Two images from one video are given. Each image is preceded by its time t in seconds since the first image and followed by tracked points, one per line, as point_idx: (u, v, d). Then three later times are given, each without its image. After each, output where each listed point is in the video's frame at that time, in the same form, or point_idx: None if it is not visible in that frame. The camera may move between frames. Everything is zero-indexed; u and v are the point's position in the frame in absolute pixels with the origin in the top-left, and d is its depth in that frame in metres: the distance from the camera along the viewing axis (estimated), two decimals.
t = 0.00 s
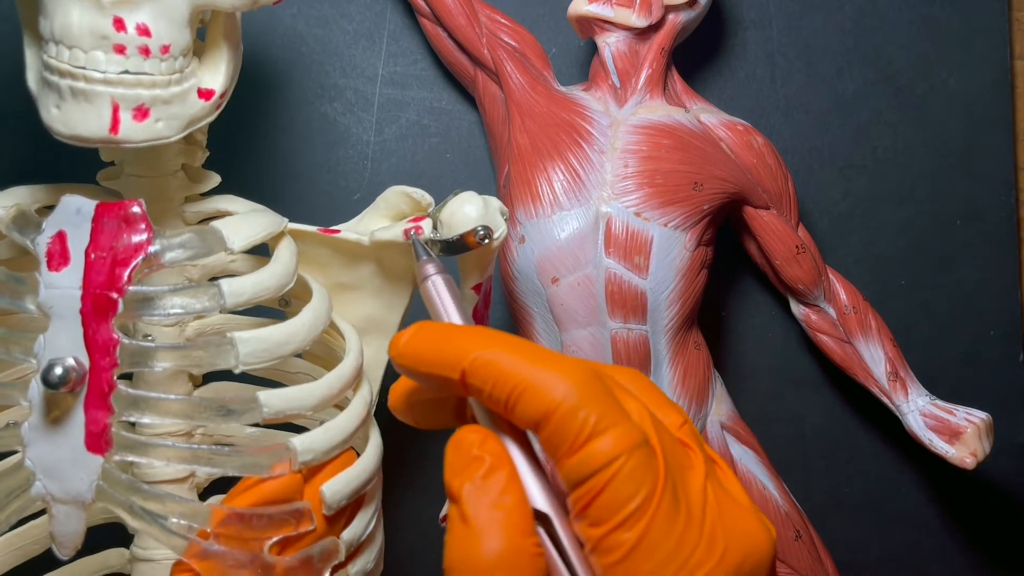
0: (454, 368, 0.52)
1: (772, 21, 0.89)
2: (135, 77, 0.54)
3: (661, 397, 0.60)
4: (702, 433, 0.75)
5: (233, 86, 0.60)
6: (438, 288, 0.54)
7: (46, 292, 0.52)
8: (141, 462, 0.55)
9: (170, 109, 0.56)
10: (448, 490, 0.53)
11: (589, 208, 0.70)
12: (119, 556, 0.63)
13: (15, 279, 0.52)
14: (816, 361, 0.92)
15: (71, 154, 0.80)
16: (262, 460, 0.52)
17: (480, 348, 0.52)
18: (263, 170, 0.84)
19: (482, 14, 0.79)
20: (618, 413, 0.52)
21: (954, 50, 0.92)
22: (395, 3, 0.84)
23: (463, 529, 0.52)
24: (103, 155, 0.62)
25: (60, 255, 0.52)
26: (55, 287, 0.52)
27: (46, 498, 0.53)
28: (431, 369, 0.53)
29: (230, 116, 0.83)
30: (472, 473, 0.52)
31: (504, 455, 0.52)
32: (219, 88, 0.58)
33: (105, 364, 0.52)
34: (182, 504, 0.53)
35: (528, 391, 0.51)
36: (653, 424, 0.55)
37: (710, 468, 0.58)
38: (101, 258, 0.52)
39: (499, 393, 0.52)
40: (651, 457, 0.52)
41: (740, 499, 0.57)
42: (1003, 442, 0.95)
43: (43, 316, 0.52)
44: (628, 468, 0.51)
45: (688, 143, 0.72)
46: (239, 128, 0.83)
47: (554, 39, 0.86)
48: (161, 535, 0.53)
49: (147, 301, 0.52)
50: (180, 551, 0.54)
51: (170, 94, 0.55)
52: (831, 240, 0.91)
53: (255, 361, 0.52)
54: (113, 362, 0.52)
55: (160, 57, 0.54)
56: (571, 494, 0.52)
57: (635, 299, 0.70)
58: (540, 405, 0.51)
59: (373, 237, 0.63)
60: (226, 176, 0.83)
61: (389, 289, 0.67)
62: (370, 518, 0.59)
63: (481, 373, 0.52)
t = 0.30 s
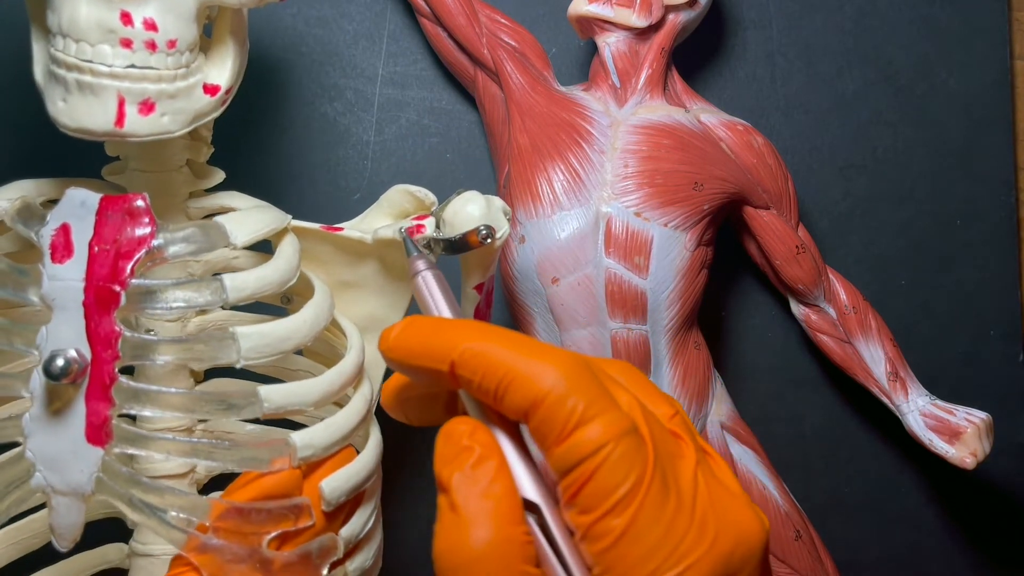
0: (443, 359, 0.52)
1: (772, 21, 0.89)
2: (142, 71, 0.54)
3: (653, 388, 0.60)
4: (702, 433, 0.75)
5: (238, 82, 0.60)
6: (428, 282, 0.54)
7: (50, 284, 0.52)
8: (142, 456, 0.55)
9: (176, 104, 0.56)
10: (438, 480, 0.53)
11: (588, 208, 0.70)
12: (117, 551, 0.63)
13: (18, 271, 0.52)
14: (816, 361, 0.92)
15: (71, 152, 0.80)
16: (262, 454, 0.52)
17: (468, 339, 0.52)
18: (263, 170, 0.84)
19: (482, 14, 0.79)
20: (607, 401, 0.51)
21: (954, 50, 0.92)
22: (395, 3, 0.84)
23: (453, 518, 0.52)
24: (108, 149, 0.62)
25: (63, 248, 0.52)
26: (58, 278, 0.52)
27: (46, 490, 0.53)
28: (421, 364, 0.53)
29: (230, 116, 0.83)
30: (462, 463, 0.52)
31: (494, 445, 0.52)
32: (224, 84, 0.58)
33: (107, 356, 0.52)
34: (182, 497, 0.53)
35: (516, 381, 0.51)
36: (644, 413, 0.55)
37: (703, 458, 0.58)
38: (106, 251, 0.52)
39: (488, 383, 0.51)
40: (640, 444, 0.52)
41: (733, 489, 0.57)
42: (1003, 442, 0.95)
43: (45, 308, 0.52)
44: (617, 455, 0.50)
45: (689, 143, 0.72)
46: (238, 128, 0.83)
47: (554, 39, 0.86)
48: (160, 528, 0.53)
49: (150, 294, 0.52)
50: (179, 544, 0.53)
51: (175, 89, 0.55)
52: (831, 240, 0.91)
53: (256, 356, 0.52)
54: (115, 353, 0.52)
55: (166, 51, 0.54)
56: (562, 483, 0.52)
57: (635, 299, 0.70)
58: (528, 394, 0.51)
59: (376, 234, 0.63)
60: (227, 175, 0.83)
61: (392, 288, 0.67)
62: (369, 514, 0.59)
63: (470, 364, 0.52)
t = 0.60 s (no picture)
0: (444, 341, 0.52)
1: (772, 21, 0.89)
2: (135, 64, 0.54)
3: (654, 372, 0.60)
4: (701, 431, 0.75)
5: (232, 77, 0.60)
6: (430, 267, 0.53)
7: (45, 273, 0.52)
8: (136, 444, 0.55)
9: (169, 97, 0.56)
10: (442, 461, 0.53)
11: (588, 208, 0.70)
12: (116, 546, 0.63)
13: (14, 260, 0.53)
14: (816, 361, 0.92)
15: (70, 152, 0.80)
16: (255, 441, 0.52)
17: (469, 322, 0.52)
18: (263, 170, 0.84)
19: (482, 14, 0.79)
20: (608, 383, 0.51)
21: (954, 50, 0.92)
22: (395, 3, 0.84)
23: (456, 497, 0.52)
24: (105, 146, 0.62)
25: (59, 238, 0.53)
26: (53, 268, 0.52)
27: (40, 476, 0.53)
28: (425, 345, 0.53)
29: (229, 115, 0.83)
30: (464, 443, 0.52)
31: (495, 425, 0.52)
32: (218, 78, 0.59)
33: (100, 343, 0.52)
34: (175, 483, 0.53)
35: (518, 362, 0.51)
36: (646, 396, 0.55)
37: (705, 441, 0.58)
38: (100, 240, 0.53)
39: (492, 364, 0.51)
40: (642, 425, 0.52)
41: (735, 473, 0.57)
42: (1003, 442, 0.95)
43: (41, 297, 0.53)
44: (618, 435, 0.50)
45: (688, 142, 0.72)
46: (238, 128, 0.83)
47: (554, 38, 0.86)
48: (153, 514, 0.52)
49: (144, 283, 0.52)
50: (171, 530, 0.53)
51: (169, 82, 0.55)
52: (831, 240, 0.91)
53: (248, 345, 0.53)
54: (108, 341, 0.52)
55: (160, 45, 0.54)
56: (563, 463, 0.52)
57: (635, 299, 0.70)
58: (529, 375, 0.51)
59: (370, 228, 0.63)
60: (226, 175, 0.83)
61: (386, 282, 0.68)
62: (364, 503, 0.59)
63: (473, 346, 0.52)
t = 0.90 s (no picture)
0: (458, 341, 0.52)
1: (773, 21, 0.89)
2: (139, 60, 0.54)
3: (665, 373, 0.60)
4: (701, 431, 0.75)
5: (236, 74, 0.60)
6: (444, 266, 0.54)
7: (46, 264, 0.53)
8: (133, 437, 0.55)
9: (172, 93, 0.56)
10: (453, 459, 0.53)
11: (589, 208, 0.70)
12: (118, 541, 0.63)
13: (18, 252, 0.53)
14: (816, 362, 0.92)
15: (68, 151, 0.80)
16: (249, 434, 0.52)
17: (483, 321, 0.52)
18: (262, 170, 0.84)
19: (482, 14, 0.79)
20: (622, 385, 0.52)
21: (954, 50, 0.92)
22: (395, 3, 0.84)
23: (467, 496, 0.52)
24: (113, 143, 0.62)
25: (61, 230, 0.53)
26: (54, 259, 0.53)
27: (37, 465, 0.53)
28: (437, 344, 0.53)
29: (229, 115, 0.83)
30: (477, 442, 0.52)
31: (508, 424, 0.52)
32: (222, 75, 0.58)
33: (99, 334, 0.52)
34: (169, 475, 0.52)
35: (532, 362, 0.51)
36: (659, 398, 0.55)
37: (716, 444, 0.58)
38: (100, 232, 0.53)
39: (505, 364, 0.51)
40: (655, 426, 0.52)
41: (745, 475, 0.57)
42: (1003, 442, 0.95)
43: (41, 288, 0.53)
44: (631, 436, 0.50)
45: (689, 143, 0.72)
46: (238, 128, 0.83)
47: (554, 38, 0.86)
48: (147, 506, 0.52)
49: (143, 275, 0.52)
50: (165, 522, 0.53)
51: (172, 78, 0.55)
52: (831, 240, 0.91)
53: (247, 338, 0.52)
54: (106, 332, 0.52)
55: (163, 41, 0.54)
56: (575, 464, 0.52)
57: (635, 299, 0.70)
58: (543, 376, 0.51)
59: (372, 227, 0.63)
60: (226, 175, 0.83)
61: (388, 281, 0.67)
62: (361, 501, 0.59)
63: (486, 345, 0.51)
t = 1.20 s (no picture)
0: (442, 346, 0.52)
1: (773, 21, 0.89)
2: (126, 57, 0.54)
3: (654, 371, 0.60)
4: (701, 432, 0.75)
5: (226, 74, 0.60)
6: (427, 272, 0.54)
7: (35, 263, 0.53)
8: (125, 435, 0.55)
9: (160, 90, 0.56)
10: (441, 461, 0.54)
11: (589, 208, 0.70)
12: (114, 541, 0.63)
13: (6, 251, 0.53)
14: (816, 362, 0.92)
15: (69, 151, 0.80)
16: (240, 432, 0.52)
17: (466, 325, 0.52)
18: (262, 170, 0.84)
19: (482, 14, 0.79)
20: (606, 384, 0.51)
21: (954, 50, 0.92)
22: (395, 3, 0.84)
23: (455, 497, 0.52)
24: (104, 143, 0.62)
25: (50, 228, 0.53)
26: (43, 258, 0.53)
27: (28, 464, 0.53)
28: (422, 349, 0.53)
29: (229, 115, 0.83)
30: (464, 445, 0.52)
31: (495, 425, 0.52)
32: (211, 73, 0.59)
33: (88, 332, 0.52)
34: (159, 475, 0.52)
35: (515, 364, 0.51)
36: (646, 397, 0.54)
37: (706, 441, 0.58)
38: (89, 230, 0.53)
39: (489, 366, 0.51)
40: (641, 423, 0.51)
41: (737, 472, 0.57)
42: (1003, 442, 0.95)
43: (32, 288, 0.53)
44: (617, 435, 0.50)
45: (689, 143, 0.72)
46: (239, 128, 0.83)
47: (554, 38, 0.86)
48: (138, 504, 0.52)
49: (133, 273, 0.52)
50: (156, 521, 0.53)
51: (160, 75, 0.55)
52: (831, 240, 0.91)
53: (236, 336, 0.53)
54: (95, 330, 0.52)
55: (151, 39, 0.54)
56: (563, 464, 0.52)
57: (635, 299, 0.70)
58: (526, 377, 0.51)
59: (364, 224, 0.63)
60: (226, 175, 0.83)
61: (381, 279, 0.67)
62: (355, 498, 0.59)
63: (471, 348, 0.52)
